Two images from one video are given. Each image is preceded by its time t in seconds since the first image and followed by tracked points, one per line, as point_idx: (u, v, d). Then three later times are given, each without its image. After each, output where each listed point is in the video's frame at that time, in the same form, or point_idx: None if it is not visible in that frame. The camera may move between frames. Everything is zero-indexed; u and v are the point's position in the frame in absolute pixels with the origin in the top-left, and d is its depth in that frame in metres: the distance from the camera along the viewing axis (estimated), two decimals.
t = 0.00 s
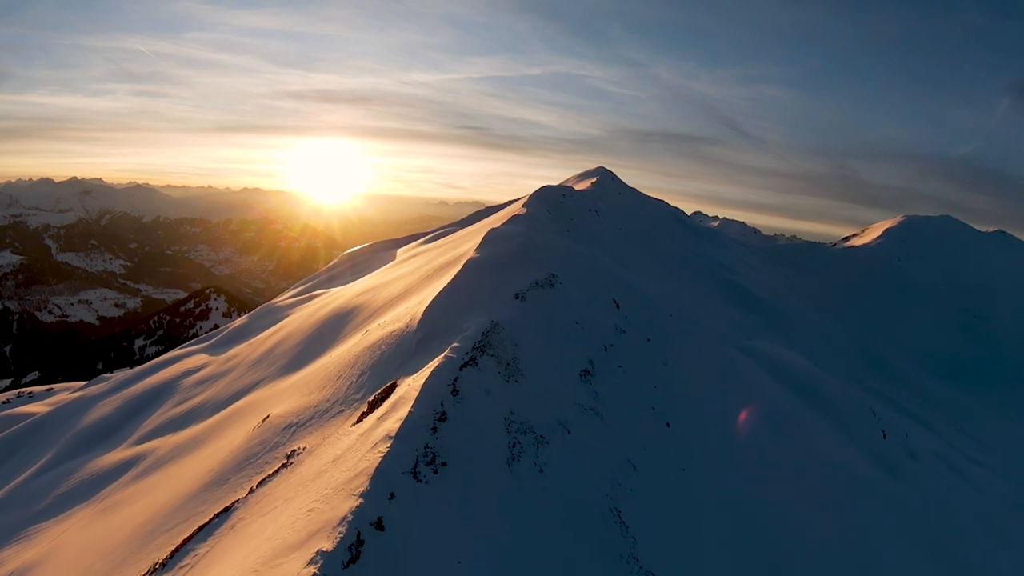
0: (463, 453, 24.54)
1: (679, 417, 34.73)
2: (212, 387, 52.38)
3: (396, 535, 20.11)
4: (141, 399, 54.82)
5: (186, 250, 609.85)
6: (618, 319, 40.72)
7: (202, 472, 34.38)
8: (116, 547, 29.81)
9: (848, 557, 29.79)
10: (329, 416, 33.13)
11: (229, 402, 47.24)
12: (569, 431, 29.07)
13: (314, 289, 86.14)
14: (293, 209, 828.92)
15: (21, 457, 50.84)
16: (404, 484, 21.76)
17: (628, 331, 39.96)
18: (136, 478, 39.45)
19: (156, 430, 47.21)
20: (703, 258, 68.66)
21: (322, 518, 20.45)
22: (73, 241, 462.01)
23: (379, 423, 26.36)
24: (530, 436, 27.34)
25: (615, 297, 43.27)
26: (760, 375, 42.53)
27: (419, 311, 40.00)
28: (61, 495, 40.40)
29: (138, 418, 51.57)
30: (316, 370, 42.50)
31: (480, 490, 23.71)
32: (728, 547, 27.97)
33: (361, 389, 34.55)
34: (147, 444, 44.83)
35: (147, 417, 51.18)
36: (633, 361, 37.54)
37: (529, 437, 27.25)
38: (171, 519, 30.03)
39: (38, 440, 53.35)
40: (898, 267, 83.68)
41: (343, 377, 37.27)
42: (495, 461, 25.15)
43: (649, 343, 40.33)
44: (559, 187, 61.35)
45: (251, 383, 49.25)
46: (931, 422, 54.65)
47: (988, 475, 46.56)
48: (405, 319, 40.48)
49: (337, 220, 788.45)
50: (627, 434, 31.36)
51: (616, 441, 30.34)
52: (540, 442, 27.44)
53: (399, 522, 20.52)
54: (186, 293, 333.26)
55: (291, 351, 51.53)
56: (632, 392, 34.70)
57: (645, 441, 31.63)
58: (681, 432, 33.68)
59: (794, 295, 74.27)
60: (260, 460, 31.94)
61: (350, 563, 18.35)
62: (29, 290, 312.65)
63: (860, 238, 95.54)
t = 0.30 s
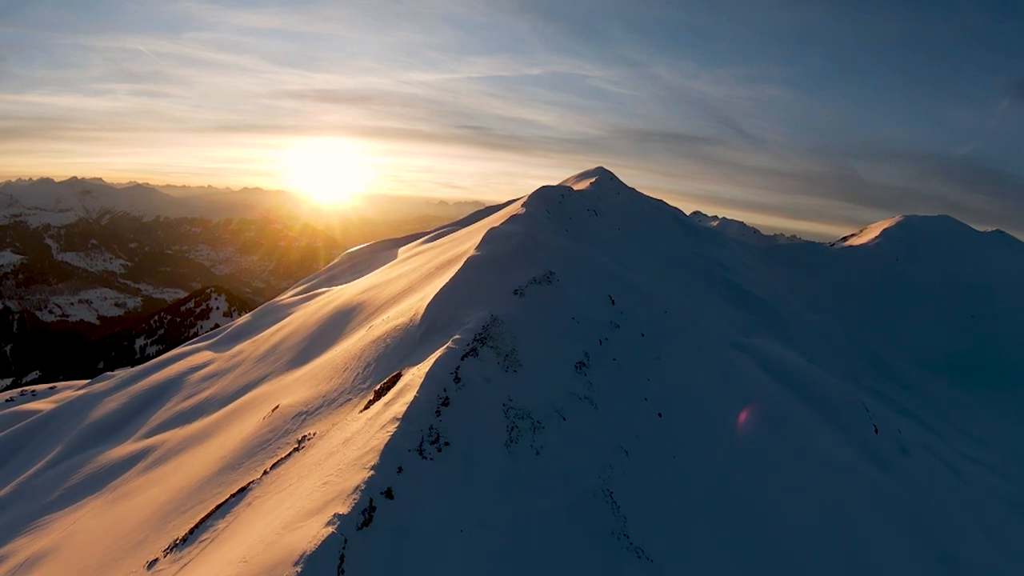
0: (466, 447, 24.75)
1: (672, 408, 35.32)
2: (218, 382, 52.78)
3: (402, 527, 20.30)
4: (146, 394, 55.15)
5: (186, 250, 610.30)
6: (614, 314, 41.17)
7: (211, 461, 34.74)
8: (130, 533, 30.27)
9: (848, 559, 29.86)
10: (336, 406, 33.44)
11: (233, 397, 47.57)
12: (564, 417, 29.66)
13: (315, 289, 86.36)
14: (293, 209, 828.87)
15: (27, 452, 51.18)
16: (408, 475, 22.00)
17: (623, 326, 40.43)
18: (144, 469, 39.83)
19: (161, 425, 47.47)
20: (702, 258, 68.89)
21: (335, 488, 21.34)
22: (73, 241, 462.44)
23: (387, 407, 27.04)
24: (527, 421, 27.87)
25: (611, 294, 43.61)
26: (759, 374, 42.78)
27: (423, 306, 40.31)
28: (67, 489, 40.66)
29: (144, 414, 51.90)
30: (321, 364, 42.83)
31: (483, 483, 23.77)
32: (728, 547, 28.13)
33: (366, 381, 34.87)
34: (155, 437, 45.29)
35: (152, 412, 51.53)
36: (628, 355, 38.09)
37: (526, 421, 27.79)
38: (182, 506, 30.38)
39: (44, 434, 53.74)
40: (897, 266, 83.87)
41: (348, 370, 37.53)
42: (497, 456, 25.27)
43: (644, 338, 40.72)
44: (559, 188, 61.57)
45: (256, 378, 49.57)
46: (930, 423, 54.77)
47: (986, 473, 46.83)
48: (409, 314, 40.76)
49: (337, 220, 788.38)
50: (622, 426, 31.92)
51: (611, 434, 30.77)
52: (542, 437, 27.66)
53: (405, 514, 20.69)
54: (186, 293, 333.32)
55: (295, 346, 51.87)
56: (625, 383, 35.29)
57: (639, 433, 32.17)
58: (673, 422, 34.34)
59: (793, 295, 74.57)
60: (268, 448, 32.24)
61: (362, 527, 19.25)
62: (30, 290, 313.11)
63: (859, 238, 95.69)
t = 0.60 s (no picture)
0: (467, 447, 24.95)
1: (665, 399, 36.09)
2: (224, 377, 53.25)
3: (406, 525, 20.53)
4: (150, 389, 55.52)
5: (186, 250, 610.41)
6: (609, 310, 41.56)
7: (218, 453, 35.15)
8: (140, 521, 30.76)
9: (847, 560, 30.03)
10: (339, 400, 33.84)
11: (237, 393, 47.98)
12: (560, 405, 30.34)
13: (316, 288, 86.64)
14: (293, 209, 828.86)
15: (33, 448, 51.59)
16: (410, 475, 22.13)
17: (618, 322, 40.81)
18: (151, 461, 40.24)
19: (165, 420, 47.79)
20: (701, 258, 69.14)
21: (346, 464, 22.39)
22: (74, 241, 462.37)
23: (391, 394, 27.92)
24: (525, 408, 28.61)
25: (607, 291, 43.91)
26: (757, 373, 43.07)
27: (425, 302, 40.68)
28: (72, 482, 41.01)
29: (148, 409, 52.29)
30: (325, 359, 43.21)
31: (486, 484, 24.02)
32: (728, 547, 28.21)
33: (369, 375, 35.23)
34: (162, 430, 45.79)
35: (157, 408, 51.90)
36: (623, 348, 38.68)
37: (524, 408, 28.53)
38: (189, 495, 30.79)
39: (50, 429, 54.20)
40: (896, 266, 84.15)
41: (352, 365, 37.89)
42: (498, 455, 25.53)
43: (639, 333, 41.19)
44: (557, 188, 61.83)
45: (260, 373, 50.01)
46: (930, 424, 54.73)
47: (985, 472, 47.09)
48: (411, 310, 41.12)
49: (337, 220, 788.31)
50: (617, 417, 32.57)
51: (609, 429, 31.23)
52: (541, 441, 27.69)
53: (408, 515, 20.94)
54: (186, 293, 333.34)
55: (298, 343, 52.28)
56: (619, 376, 35.96)
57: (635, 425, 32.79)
58: (666, 412, 35.09)
59: (791, 295, 74.85)
60: (274, 440, 32.62)
61: (373, 497, 20.44)
62: (30, 290, 313.31)
63: (857, 237, 95.86)
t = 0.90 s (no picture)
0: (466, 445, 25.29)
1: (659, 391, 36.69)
2: (229, 373, 53.70)
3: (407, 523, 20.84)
4: (155, 385, 56.03)
5: (187, 249, 610.64)
6: (604, 306, 41.94)
7: (225, 446, 35.70)
8: (150, 510, 31.37)
9: (845, 560, 30.14)
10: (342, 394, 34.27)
11: (241, 389, 48.42)
12: (557, 395, 31.23)
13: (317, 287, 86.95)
14: (293, 209, 829.30)
15: (40, 441, 52.15)
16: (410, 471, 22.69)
17: (614, 317, 41.25)
18: (158, 453, 40.86)
19: (169, 415, 48.20)
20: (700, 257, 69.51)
21: (357, 442, 23.83)
22: (74, 241, 462.59)
23: (399, 381, 29.06)
24: (523, 396, 29.60)
25: (603, 287, 44.26)
26: (755, 372, 43.45)
27: (426, 299, 41.08)
28: (80, 475, 41.41)
29: (154, 404, 52.78)
30: (328, 355, 43.70)
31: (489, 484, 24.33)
32: (728, 547, 28.34)
33: (372, 370, 35.72)
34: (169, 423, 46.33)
35: (162, 403, 52.31)
36: (619, 343, 39.16)
37: (522, 395, 29.58)
38: (197, 487, 31.36)
39: (58, 423, 54.80)
40: (894, 266, 84.33)
41: (355, 361, 38.36)
42: (499, 453, 25.88)
43: (634, 328, 41.66)
44: (556, 188, 62.22)
45: (263, 369, 50.52)
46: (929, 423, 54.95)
47: (984, 472, 47.25)
48: (413, 306, 41.58)
49: (337, 220, 788.48)
50: (611, 408, 33.17)
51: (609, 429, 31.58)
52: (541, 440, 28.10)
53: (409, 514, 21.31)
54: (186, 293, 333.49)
55: (301, 340, 52.68)
56: (615, 370, 36.42)
57: (632, 420, 33.28)
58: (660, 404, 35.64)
59: (790, 294, 75.20)
60: (280, 434, 33.19)
61: (383, 470, 21.89)
62: (31, 290, 313.62)
63: (856, 237, 96.07)
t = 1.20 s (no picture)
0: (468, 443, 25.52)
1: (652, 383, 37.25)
2: (232, 370, 54.01)
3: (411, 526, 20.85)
4: (161, 381, 56.33)
5: (187, 250, 610.86)
6: (600, 302, 42.20)
7: (230, 439, 36.11)
8: (158, 500, 31.76)
9: (847, 561, 30.29)
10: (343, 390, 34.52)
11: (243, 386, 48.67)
12: (554, 386, 31.72)
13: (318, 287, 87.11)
14: (293, 209, 829.84)
15: (45, 437, 52.42)
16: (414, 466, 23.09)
17: (610, 314, 41.53)
18: (164, 447, 41.20)
19: (172, 411, 48.45)
20: (699, 257, 69.70)
21: (366, 424, 25.03)
22: (74, 241, 462.80)
23: (401, 372, 30.07)
24: (520, 387, 30.07)
25: (599, 285, 44.46)
26: (755, 372, 43.69)
27: (428, 296, 41.37)
28: (86, 470, 41.68)
29: (159, 400, 53.06)
30: (330, 352, 43.98)
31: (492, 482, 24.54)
32: (730, 548, 28.44)
33: (374, 365, 35.99)
34: (173, 419, 46.58)
35: (166, 400, 52.59)
36: (614, 339, 39.40)
37: (520, 386, 30.08)
38: (201, 479, 31.64)
39: (62, 419, 55.06)
40: (894, 266, 84.49)
41: (357, 358, 38.63)
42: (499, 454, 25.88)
43: (629, 325, 41.88)
44: (556, 188, 62.36)
45: (265, 366, 50.77)
46: (929, 424, 55.09)
47: (984, 472, 47.42)
48: (415, 303, 41.86)
49: (337, 220, 788.83)
50: (606, 399, 33.75)
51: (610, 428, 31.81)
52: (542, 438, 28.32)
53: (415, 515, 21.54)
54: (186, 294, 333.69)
55: (303, 338, 52.94)
56: (610, 365, 36.76)
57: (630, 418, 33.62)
58: (653, 396, 36.18)
59: (789, 294, 75.41)
60: (283, 428, 33.47)
61: (392, 448, 23.07)
62: (31, 290, 313.76)
63: (855, 237, 96.17)
